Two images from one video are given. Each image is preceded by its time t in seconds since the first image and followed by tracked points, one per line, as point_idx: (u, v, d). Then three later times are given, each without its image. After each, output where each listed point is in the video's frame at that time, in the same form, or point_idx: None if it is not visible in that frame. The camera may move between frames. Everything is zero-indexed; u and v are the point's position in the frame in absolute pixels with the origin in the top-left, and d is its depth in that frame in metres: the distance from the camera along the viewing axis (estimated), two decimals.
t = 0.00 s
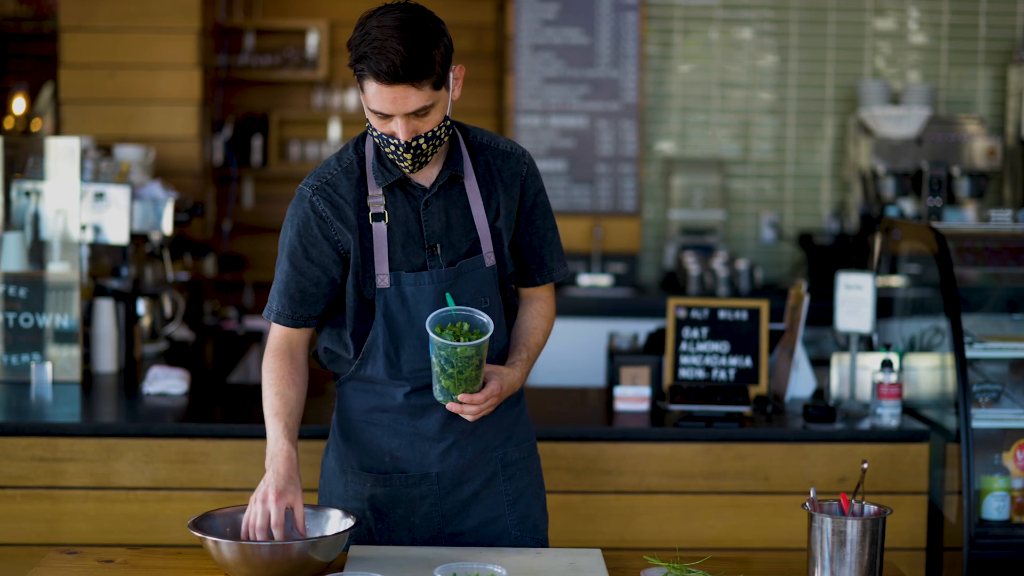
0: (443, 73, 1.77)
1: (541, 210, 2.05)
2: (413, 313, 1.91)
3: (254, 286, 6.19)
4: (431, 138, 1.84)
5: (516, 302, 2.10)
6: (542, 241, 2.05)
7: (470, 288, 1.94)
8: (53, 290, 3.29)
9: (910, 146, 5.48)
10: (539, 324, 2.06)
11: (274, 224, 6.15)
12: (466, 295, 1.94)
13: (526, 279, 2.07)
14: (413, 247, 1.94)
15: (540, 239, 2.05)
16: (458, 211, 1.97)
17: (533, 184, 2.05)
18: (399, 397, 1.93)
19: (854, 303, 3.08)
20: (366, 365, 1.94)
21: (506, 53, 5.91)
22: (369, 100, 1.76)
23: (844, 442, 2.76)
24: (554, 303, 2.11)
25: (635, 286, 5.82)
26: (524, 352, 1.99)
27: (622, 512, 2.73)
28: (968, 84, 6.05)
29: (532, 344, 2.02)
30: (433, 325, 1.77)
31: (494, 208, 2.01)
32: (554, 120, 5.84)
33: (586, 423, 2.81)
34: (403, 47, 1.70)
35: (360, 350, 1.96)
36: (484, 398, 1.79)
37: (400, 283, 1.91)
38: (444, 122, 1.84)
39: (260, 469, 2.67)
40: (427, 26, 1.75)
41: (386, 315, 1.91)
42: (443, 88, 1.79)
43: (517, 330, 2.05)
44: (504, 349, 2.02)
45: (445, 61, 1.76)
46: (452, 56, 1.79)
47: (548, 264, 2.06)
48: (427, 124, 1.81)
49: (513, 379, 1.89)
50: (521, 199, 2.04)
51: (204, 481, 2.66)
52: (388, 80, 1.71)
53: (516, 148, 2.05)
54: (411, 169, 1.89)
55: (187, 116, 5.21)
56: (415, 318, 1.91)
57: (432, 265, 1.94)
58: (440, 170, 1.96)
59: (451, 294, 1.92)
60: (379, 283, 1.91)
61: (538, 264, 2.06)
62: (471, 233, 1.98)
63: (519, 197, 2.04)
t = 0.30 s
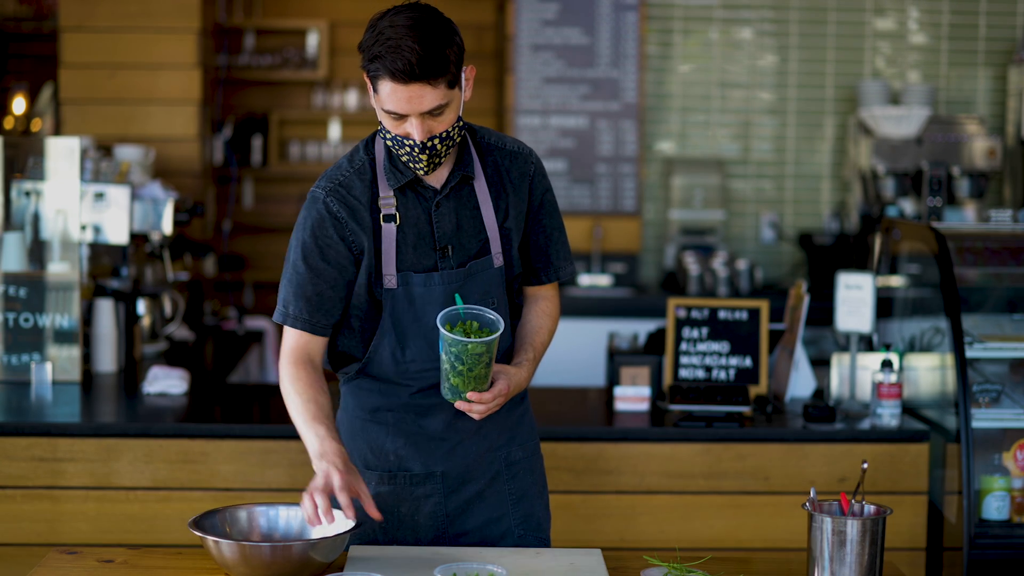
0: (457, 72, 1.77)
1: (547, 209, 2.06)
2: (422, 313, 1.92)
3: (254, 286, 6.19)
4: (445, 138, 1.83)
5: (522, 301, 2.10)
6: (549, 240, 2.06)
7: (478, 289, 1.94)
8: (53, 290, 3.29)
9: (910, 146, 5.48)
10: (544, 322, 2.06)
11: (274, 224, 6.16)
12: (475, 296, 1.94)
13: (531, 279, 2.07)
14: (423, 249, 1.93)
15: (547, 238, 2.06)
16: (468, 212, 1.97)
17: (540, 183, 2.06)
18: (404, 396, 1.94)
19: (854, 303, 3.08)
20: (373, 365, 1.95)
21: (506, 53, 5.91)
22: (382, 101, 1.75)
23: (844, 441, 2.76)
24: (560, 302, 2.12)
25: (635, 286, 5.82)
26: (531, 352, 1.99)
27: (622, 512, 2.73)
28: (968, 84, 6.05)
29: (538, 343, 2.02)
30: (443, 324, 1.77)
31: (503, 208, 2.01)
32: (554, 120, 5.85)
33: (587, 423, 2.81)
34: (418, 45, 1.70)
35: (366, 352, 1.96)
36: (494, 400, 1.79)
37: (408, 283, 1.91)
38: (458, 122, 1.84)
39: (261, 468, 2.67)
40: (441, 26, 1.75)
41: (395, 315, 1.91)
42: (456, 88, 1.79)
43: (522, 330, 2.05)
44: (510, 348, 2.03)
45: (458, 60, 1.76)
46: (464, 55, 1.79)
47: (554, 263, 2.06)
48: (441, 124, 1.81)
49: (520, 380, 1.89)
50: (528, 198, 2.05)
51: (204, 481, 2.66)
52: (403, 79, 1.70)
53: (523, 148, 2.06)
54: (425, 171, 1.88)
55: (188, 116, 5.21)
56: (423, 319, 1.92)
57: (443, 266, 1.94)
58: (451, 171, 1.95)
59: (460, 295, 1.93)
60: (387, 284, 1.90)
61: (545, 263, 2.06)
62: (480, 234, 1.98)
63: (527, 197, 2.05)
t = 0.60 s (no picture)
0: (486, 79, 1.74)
1: (557, 208, 2.07)
2: (440, 316, 1.91)
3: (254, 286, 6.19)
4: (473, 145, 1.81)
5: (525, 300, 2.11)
6: (557, 240, 2.07)
7: (497, 291, 1.97)
8: (54, 290, 3.29)
9: (910, 146, 5.49)
10: (549, 322, 2.08)
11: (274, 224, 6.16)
12: (493, 298, 1.96)
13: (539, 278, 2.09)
14: (444, 254, 1.91)
15: (555, 237, 2.07)
16: (486, 215, 1.96)
17: (551, 184, 2.07)
18: (422, 397, 1.93)
19: (854, 303, 3.08)
20: (391, 366, 1.94)
21: (506, 53, 5.91)
22: (411, 111, 1.72)
23: (844, 442, 2.76)
24: (562, 300, 2.14)
25: (635, 286, 5.82)
26: (538, 352, 2.02)
27: (623, 512, 2.73)
28: (968, 84, 6.05)
29: (544, 342, 2.05)
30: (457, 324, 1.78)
31: (517, 210, 2.01)
32: (554, 120, 5.85)
33: (587, 423, 2.81)
34: (448, 54, 1.67)
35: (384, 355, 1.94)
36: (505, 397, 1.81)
37: (430, 288, 1.89)
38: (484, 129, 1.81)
39: (261, 468, 2.67)
40: (468, 34, 1.72)
41: (416, 319, 1.90)
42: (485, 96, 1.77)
43: (529, 331, 2.07)
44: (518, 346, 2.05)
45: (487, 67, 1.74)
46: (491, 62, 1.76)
47: (560, 263, 2.08)
48: (469, 132, 1.78)
49: (530, 378, 1.91)
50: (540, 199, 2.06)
51: (204, 481, 2.66)
52: (435, 89, 1.67)
53: (533, 149, 2.06)
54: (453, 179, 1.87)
55: (187, 116, 5.21)
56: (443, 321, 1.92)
57: (463, 271, 1.93)
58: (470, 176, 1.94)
59: (480, 298, 1.94)
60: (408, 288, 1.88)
61: (552, 263, 2.08)
62: (498, 236, 1.98)
63: (540, 197, 2.05)
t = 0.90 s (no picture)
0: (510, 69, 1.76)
1: (571, 218, 2.07)
2: (447, 317, 1.90)
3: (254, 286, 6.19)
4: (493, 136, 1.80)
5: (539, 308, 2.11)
6: (571, 249, 2.07)
7: (505, 296, 1.94)
8: (53, 290, 3.29)
9: (910, 146, 5.48)
10: (563, 333, 2.06)
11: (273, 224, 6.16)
12: (501, 302, 1.94)
13: (551, 287, 2.08)
14: (451, 253, 1.91)
15: (569, 246, 2.07)
16: (497, 217, 1.96)
17: (567, 193, 2.06)
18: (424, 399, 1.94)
19: (854, 303, 3.08)
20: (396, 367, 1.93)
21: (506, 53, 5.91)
22: (434, 94, 1.72)
23: (844, 441, 2.76)
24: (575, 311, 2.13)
25: (635, 286, 5.82)
26: (554, 362, 2.00)
27: (622, 512, 2.73)
28: (968, 84, 6.05)
29: (559, 351, 2.03)
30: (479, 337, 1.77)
31: (530, 215, 2.00)
32: (554, 120, 5.85)
33: (587, 423, 2.81)
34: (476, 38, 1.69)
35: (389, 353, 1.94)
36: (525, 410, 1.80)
37: (436, 288, 1.89)
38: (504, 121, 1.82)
39: (261, 468, 2.67)
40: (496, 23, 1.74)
41: (421, 317, 1.89)
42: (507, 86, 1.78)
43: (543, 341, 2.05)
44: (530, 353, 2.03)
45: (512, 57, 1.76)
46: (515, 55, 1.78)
47: (574, 273, 2.07)
48: (489, 121, 1.78)
49: (547, 391, 1.90)
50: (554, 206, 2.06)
51: (204, 481, 2.66)
52: (461, 69, 1.69)
53: (552, 155, 2.06)
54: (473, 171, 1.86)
55: (187, 116, 5.21)
56: (449, 324, 1.91)
57: (469, 271, 1.92)
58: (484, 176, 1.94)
59: (487, 302, 1.91)
60: (414, 288, 1.88)
61: (565, 272, 2.07)
62: (508, 240, 1.97)
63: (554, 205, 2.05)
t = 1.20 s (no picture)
0: (499, 39, 1.82)
1: (575, 222, 2.07)
2: (437, 309, 1.92)
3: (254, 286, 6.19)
4: (484, 105, 1.82)
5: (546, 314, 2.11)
6: (574, 254, 2.06)
7: (496, 289, 1.94)
8: (53, 290, 3.29)
9: (910, 146, 5.49)
10: (572, 338, 2.07)
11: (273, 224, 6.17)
12: (492, 295, 1.94)
13: (555, 295, 2.07)
14: (443, 241, 1.94)
15: (573, 252, 2.06)
16: (494, 210, 1.98)
17: (570, 195, 2.06)
18: (414, 401, 1.92)
19: (854, 303, 3.08)
20: (385, 363, 1.93)
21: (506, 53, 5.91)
22: (424, 58, 1.80)
23: (844, 441, 2.76)
24: (585, 320, 2.12)
25: (635, 286, 5.82)
26: (560, 366, 2.00)
27: (623, 512, 2.73)
28: (967, 84, 6.05)
29: (567, 358, 2.03)
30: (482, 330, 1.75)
31: (528, 212, 2.01)
32: (554, 120, 5.85)
33: (587, 423, 2.81)
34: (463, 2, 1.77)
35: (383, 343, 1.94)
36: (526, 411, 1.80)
37: (426, 276, 1.92)
38: (497, 93, 1.84)
39: (261, 469, 2.67)
40: None
41: (412, 305, 1.91)
42: (496, 58, 1.83)
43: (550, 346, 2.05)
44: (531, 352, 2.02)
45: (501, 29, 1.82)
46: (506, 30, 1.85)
47: (580, 279, 2.06)
48: (479, 89, 1.82)
49: (553, 392, 1.91)
50: (557, 208, 2.06)
51: (204, 482, 2.66)
52: (446, 30, 1.76)
53: (558, 157, 2.07)
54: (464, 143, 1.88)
55: (188, 116, 5.21)
56: (439, 315, 1.92)
57: (460, 260, 1.95)
58: (479, 166, 1.98)
59: (476, 292, 1.92)
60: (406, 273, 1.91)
61: (570, 278, 2.06)
62: (503, 233, 1.98)
63: (555, 207, 2.05)
